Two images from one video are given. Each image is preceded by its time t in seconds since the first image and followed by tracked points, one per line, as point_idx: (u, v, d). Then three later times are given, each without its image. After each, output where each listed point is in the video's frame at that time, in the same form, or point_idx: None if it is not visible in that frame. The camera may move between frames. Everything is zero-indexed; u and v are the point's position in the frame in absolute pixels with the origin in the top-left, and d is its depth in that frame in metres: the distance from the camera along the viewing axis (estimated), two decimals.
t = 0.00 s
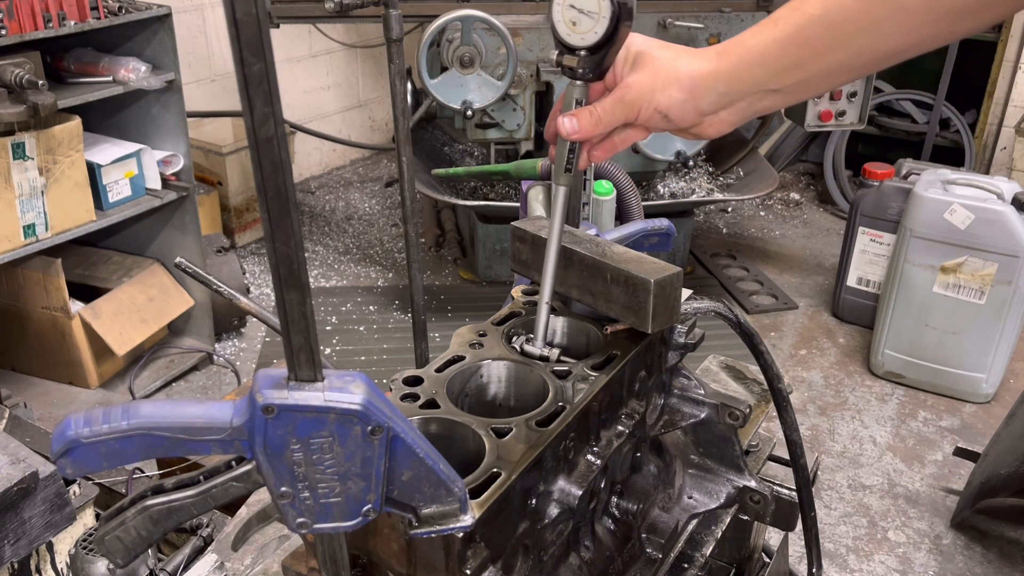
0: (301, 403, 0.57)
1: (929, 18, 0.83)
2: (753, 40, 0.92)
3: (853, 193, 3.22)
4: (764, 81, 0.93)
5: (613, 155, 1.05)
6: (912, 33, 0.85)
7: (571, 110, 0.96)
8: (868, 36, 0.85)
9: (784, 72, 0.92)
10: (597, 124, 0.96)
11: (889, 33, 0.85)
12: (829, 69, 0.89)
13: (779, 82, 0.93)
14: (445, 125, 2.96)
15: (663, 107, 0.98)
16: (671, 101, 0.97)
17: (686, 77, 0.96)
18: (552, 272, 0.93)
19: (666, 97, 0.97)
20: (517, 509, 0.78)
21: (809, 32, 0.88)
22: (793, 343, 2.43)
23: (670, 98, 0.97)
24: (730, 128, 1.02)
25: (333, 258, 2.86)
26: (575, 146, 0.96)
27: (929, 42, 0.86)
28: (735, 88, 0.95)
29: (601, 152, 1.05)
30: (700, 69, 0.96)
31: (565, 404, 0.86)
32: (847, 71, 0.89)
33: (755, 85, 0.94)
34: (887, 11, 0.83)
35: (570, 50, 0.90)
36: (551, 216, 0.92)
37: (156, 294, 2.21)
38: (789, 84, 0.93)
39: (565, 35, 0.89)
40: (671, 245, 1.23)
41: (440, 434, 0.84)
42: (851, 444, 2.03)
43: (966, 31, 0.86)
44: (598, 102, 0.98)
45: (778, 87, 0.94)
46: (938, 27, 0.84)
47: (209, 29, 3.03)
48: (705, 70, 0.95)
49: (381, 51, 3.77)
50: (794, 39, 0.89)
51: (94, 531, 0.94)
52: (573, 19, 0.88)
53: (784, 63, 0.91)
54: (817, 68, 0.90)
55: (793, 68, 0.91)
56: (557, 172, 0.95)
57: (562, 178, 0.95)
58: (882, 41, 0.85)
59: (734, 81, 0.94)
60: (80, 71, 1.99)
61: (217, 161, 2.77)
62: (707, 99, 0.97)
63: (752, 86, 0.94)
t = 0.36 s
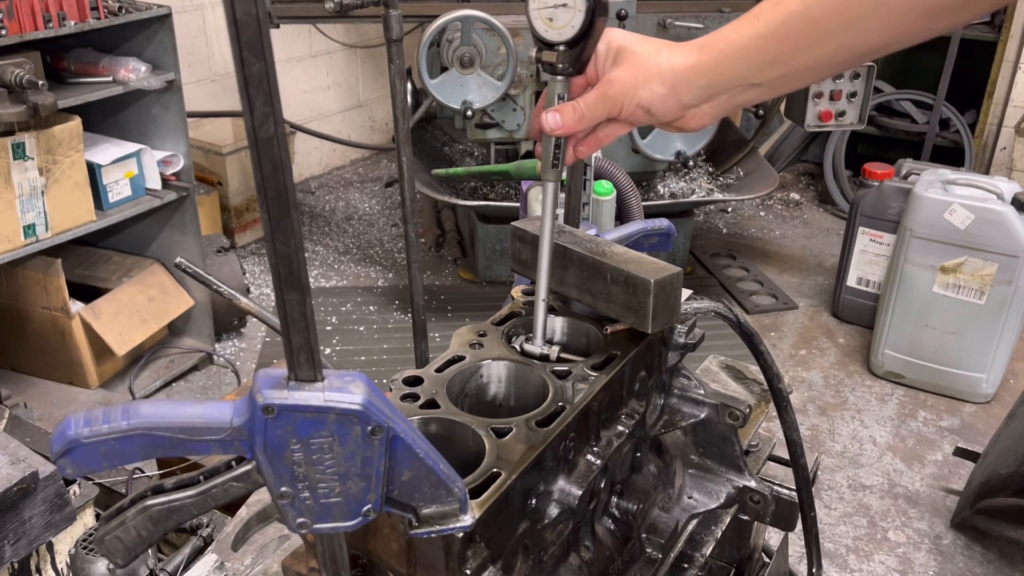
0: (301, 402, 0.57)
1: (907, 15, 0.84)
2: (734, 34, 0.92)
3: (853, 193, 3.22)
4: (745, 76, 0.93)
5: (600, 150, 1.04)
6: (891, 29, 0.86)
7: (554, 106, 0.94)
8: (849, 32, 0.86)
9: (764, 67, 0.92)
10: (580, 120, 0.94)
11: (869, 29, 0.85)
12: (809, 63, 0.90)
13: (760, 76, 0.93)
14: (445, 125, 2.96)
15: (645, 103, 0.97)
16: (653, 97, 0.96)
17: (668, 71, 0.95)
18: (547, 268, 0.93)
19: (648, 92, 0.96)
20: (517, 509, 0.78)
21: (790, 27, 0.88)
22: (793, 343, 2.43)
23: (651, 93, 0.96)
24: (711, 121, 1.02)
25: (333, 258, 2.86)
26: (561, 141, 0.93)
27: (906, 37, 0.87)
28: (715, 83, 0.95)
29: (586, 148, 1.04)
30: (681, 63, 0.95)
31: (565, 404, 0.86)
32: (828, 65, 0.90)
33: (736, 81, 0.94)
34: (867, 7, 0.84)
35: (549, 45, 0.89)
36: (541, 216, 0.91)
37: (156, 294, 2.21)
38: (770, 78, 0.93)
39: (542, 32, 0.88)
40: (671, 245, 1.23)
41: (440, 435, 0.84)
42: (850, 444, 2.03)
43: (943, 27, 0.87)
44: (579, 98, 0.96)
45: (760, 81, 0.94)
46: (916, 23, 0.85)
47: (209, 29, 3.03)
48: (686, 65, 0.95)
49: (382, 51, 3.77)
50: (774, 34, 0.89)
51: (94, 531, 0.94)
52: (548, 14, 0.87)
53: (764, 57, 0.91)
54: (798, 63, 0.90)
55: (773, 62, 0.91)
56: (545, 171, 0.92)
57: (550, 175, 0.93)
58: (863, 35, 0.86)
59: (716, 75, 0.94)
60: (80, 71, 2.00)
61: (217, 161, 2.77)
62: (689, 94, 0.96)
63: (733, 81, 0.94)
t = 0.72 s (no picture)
0: (301, 402, 0.57)
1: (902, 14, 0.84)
2: (729, 33, 0.92)
3: (853, 193, 3.22)
4: (740, 74, 0.93)
5: (594, 149, 1.03)
6: (886, 30, 0.86)
7: (547, 104, 0.93)
8: (844, 31, 0.86)
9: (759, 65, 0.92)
10: (574, 119, 0.93)
11: (864, 28, 0.85)
12: (804, 62, 0.90)
13: (754, 74, 0.93)
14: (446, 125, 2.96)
15: (639, 102, 0.97)
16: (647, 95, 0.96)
17: (663, 70, 0.95)
18: (545, 268, 0.93)
19: (642, 91, 0.96)
20: (517, 509, 0.78)
21: (786, 25, 0.88)
22: (793, 343, 2.43)
23: (646, 91, 0.96)
24: (704, 120, 1.02)
25: (333, 258, 2.86)
26: (555, 140, 0.94)
27: (901, 37, 0.87)
28: (710, 81, 0.95)
29: (580, 147, 1.03)
30: (675, 62, 0.95)
31: (564, 404, 0.86)
32: (823, 64, 0.90)
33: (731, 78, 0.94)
34: (862, 7, 0.84)
35: (541, 45, 0.89)
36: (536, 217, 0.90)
37: (156, 294, 2.21)
38: (765, 76, 0.93)
39: (534, 32, 0.89)
40: (671, 245, 1.23)
41: (440, 435, 0.84)
42: (850, 444, 2.03)
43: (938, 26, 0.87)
44: (573, 96, 0.96)
45: (755, 79, 0.94)
46: (911, 22, 0.85)
47: (209, 30, 3.03)
48: (681, 63, 0.95)
49: (382, 51, 3.77)
50: (769, 32, 0.89)
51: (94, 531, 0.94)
52: (540, 14, 0.88)
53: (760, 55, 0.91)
54: (793, 62, 0.90)
55: (768, 61, 0.91)
56: (542, 170, 0.92)
57: (545, 174, 0.93)
58: (859, 35, 0.86)
59: (711, 74, 0.94)
60: (80, 71, 1.99)
61: (217, 161, 2.77)
62: (683, 92, 0.96)
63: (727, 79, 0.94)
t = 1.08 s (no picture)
0: (302, 402, 0.57)
1: (922, 20, 0.83)
2: (746, 40, 0.92)
3: (853, 193, 3.22)
4: (757, 83, 0.93)
5: (607, 153, 1.06)
6: (905, 37, 0.85)
7: (563, 108, 0.95)
8: (861, 38, 0.85)
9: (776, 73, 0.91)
10: (590, 123, 0.95)
11: (883, 34, 0.84)
12: (821, 69, 0.89)
13: (771, 83, 0.93)
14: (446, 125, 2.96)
15: (656, 108, 0.98)
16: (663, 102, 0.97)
17: (679, 77, 0.96)
18: (547, 269, 0.93)
19: (658, 97, 0.97)
20: (516, 509, 0.78)
21: (802, 33, 0.87)
22: (793, 343, 2.43)
23: (662, 98, 0.97)
24: (722, 128, 1.02)
25: (333, 258, 2.86)
26: (568, 145, 0.95)
27: (922, 42, 0.86)
28: (726, 90, 0.95)
29: (594, 151, 1.06)
30: (692, 70, 0.95)
31: (565, 404, 0.86)
32: (841, 72, 0.89)
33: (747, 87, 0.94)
34: (879, 13, 0.83)
35: (560, 49, 0.90)
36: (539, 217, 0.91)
37: (156, 294, 2.21)
38: (782, 84, 0.93)
39: (554, 34, 0.89)
40: (671, 245, 1.23)
41: (440, 435, 0.84)
42: (850, 444, 2.03)
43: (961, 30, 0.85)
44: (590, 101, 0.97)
45: (772, 87, 0.94)
46: (931, 27, 0.84)
47: (209, 29, 3.03)
48: (697, 71, 0.95)
49: (381, 51, 3.77)
50: (786, 39, 0.89)
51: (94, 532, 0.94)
52: (562, 18, 0.88)
53: (776, 63, 0.90)
54: (810, 69, 0.90)
55: (786, 69, 0.91)
56: (553, 173, 0.95)
57: (557, 178, 0.95)
58: (877, 41, 0.85)
59: (727, 82, 0.94)
60: (80, 71, 1.99)
61: (217, 161, 2.77)
62: (699, 100, 0.96)
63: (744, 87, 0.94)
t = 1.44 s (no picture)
0: (302, 402, 0.57)
1: (918, 20, 0.83)
2: (742, 40, 0.92)
3: (853, 193, 3.22)
4: (752, 82, 0.93)
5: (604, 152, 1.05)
6: (901, 36, 0.84)
7: (559, 107, 0.95)
8: (857, 38, 0.85)
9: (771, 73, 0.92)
10: (585, 123, 0.95)
11: (878, 34, 0.84)
12: (817, 68, 0.89)
13: (766, 82, 0.93)
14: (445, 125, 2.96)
15: (652, 107, 0.98)
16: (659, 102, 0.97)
17: (675, 76, 0.96)
18: (547, 268, 0.93)
19: (654, 97, 0.97)
20: (517, 510, 0.78)
21: (798, 32, 0.87)
22: (793, 343, 2.43)
23: (657, 97, 0.97)
24: (717, 127, 1.02)
25: (333, 258, 2.86)
26: (565, 144, 0.95)
27: (918, 42, 0.86)
28: (722, 90, 0.95)
29: (590, 150, 1.05)
30: (688, 69, 0.95)
31: (564, 404, 0.86)
32: (836, 71, 0.89)
33: (742, 86, 0.94)
34: (875, 13, 0.83)
35: (556, 48, 0.90)
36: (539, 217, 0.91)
37: (156, 294, 2.21)
38: (777, 84, 0.93)
39: (549, 33, 0.89)
40: (671, 245, 1.23)
41: (440, 435, 0.84)
42: (850, 444, 2.03)
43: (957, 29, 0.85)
44: (586, 100, 0.97)
45: (767, 86, 0.94)
46: (929, 27, 0.83)
47: (209, 29, 3.03)
48: (693, 70, 0.95)
49: (381, 51, 3.77)
50: (781, 39, 0.89)
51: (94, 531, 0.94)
52: (556, 16, 0.88)
53: (772, 62, 0.90)
54: (806, 69, 0.90)
55: (781, 68, 0.91)
56: (550, 172, 0.95)
57: (554, 177, 0.95)
58: (874, 40, 0.85)
59: (722, 82, 0.94)
60: (80, 71, 1.99)
61: (217, 161, 2.77)
62: (694, 99, 0.97)
63: (739, 87, 0.94)
